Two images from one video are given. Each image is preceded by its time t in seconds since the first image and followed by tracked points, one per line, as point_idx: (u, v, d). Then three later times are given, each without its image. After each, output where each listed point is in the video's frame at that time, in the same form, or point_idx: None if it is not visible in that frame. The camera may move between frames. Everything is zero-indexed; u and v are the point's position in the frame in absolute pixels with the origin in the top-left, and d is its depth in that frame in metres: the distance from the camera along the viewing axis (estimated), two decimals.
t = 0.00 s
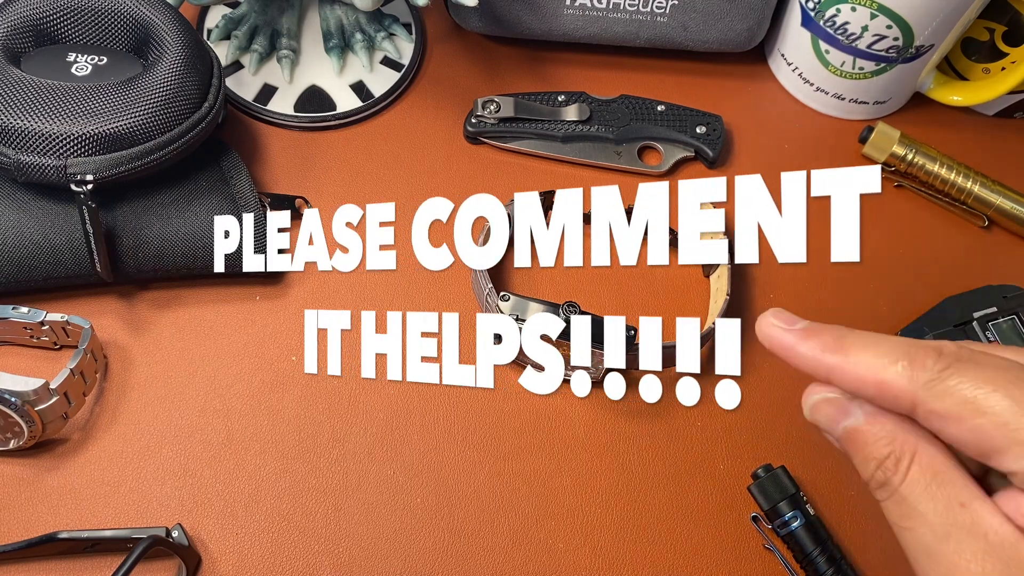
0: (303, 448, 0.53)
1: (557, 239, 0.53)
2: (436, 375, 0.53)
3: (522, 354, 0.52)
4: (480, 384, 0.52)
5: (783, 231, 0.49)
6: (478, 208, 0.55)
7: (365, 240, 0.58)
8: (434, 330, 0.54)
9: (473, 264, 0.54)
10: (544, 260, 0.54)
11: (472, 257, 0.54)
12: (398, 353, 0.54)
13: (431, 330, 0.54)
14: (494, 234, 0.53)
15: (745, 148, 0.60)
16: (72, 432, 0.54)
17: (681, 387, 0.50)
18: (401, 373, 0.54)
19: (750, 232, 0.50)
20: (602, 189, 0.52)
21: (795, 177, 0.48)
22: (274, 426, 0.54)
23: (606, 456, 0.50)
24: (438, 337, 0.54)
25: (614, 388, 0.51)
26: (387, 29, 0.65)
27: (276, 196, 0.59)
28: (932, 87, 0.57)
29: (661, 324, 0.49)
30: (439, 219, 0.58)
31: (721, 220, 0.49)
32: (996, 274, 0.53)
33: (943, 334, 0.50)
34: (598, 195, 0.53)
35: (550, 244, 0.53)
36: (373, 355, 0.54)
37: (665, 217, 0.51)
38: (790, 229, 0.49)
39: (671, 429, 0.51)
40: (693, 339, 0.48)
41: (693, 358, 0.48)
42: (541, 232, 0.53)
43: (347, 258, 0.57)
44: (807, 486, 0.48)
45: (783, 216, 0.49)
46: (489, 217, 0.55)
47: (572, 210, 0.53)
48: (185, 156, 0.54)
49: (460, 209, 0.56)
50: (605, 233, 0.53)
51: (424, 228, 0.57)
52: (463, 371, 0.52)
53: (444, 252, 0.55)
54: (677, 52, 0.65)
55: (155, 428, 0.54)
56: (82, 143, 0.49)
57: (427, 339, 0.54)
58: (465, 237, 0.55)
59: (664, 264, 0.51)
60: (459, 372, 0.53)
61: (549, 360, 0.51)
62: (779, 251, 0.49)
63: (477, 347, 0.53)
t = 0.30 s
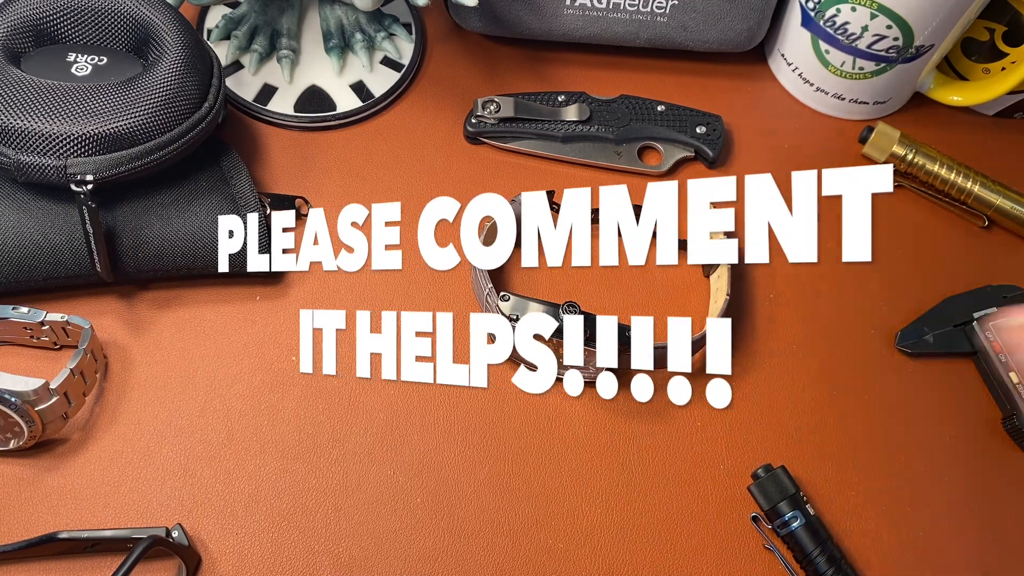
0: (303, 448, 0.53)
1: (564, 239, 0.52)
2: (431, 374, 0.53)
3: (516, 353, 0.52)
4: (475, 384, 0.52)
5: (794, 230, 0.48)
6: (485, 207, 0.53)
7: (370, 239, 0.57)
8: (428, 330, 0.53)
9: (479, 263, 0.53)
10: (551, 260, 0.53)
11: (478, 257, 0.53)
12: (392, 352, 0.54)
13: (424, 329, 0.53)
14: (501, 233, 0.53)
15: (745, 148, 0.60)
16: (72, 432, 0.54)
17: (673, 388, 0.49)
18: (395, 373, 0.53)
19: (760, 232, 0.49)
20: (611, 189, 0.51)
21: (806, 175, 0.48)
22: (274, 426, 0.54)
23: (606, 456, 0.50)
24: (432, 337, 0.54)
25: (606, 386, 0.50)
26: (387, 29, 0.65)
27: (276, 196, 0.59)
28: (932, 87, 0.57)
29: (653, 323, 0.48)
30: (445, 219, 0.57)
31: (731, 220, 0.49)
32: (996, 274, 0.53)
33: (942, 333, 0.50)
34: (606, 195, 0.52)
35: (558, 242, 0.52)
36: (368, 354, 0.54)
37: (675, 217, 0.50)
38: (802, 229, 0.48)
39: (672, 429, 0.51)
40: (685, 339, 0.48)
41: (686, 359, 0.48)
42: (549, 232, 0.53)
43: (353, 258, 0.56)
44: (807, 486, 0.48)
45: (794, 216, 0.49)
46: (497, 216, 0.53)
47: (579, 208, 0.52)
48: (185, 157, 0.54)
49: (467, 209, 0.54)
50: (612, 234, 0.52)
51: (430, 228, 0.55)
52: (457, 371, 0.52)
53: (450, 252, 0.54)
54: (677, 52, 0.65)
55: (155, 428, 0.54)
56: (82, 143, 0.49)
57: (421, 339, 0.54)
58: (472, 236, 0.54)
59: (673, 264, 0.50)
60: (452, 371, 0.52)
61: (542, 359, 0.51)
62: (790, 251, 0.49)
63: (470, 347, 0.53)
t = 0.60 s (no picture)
0: (303, 448, 0.53)
1: (572, 238, 0.52)
2: (425, 374, 0.53)
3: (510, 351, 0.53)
4: (469, 383, 0.52)
5: (805, 230, 0.47)
6: (491, 207, 0.54)
7: (376, 239, 0.57)
8: (423, 330, 0.54)
9: (485, 263, 0.53)
10: (558, 259, 0.53)
11: (484, 256, 0.53)
12: (387, 352, 0.54)
13: (419, 328, 0.54)
14: (509, 233, 0.53)
15: (745, 148, 0.60)
16: (72, 432, 0.54)
17: (664, 387, 0.50)
18: (390, 372, 0.54)
19: (771, 232, 0.48)
20: (619, 188, 0.51)
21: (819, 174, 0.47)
22: (274, 426, 0.54)
23: (606, 456, 0.50)
24: (426, 337, 0.54)
25: (598, 385, 0.50)
26: (387, 29, 0.65)
27: (276, 196, 0.59)
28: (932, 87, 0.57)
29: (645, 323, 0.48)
30: (451, 219, 0.57)
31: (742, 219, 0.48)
32: (997, 274, 0.53)
33: (942, 333, 0.50)
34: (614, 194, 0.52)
35: (566, 242, 0.52)
36: (362, 354, 0.54)
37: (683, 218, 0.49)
38: (813, 228, 0.47)
39: (671, 429, 0.51)
40: (675, 339, 0.48)
41: (676, 358, 0.48)
42: (557, 231, 0.52)
43: (358, 258, 0.56)
44: (807, 486, 0.48)
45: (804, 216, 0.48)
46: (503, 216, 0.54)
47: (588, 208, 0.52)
48: (185, 157, 0.54)
49: (474, 209, 0.55)
50: (620, 235, 0.51)
51: (437, 227, 0.56)
52: (451, 370, 0.53)
53: (457, 252, 0.55)
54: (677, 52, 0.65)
55: (155, 428, 0.54)
56: (82, 143, 0.49)
57: (416, 338, 0.54)
58: (480, 236, 0.54)
59: (682, 264, 0.49)
60: (446, 370, 0.53)
61: (536, 360, 0.51)
62: (801, 252, 0.48)
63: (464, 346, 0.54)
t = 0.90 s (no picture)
0: (303, 448, 0.53)
1: (581, 237, 0.51)
2: (419, 373, 0.53)
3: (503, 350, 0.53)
4: (462, 382, 0.52)
5: (815, 230, 0.46)
6: (498, 207, 0.53)
7: (382, 239, 0.57)
8: (416, 329, 0.54)
9: (492, 263, 0.53)
10: (567, 259, 0.52)
11: (491, 256, 0.53)
12: (381, 352, 0.54)
13: (412, 328, 0.54)
14: (517, 231, 0.53)
15: (745, 148, 0.60)
16: (72, 432, 0.54)
17: (655, 387, 0.50)
18: (384, 371, 0.54)
19: (780, 232, 0.47)
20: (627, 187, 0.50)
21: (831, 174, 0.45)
22: (274, 425, 0.54)
23: (606, 456, 0.50)
24: (420, 337, 0.54)
25: (590, 385, 0.50)
26: (387, 29, 0.65)
27: (276, 196, 0.59)
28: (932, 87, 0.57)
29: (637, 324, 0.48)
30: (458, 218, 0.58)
31: (751, 219, 0.47)
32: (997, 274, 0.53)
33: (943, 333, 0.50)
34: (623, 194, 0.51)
35: (575, 241, 0.51)
36: (357, 353, 0.54)
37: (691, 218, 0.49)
38: (824, 228, 0.46)
39: (672, 430, 0.51)
40: (667, 339, 0.48)
41: (667, 358, 0.48)
42: (564, 231, 0.52)
43: (364, 258, 0.56)
44: (807, 486, 0.48)
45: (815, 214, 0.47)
46: (510, 216, 0.53)
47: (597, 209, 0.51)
48: (185, 157, 0.54)
49: (480, 209, 0.54)
50: (630, 235, 0.51)
51: (443, 227, 0.56)
52: (445, 369, 0.53)
53: (463, 252, 0.54)
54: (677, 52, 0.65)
55: (155, 428, 0.54)
56: (82, 143, 0.49)
57: (410, 338, 0.54)
58: (486, 234, 0.54)
59: (691, 264, 0.49)
60: (439, 369, 0.53)
61: (528, 359, 0.51)
62: (812, 252, 0.47)
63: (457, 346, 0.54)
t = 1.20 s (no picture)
0: (303, 448, 0.53)
1: (588, 237, 0.50)
2: (414, 373, 0.53)
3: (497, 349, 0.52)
4: (455, 381, 0.52)
5: (826, 230, 0.44)
6: (505, 207, 0.52)
7: (388, 239, 0.56)
8: (411, 329, 0.54)
9: (499, 263, 0.53)
10: (574, 259, 0.51)
11: (500, 257, 0.52)
12: (376, 351, 0.54)
13: (406, 327, 0.53)
14: (524, 232, 0.52)
15: (745, 148, 0.60)
16: (72, 432, 0.54)
17: (647, 386, 0.50)
18: (380, 370, 0.54)
19: (790, 233, 0.45)
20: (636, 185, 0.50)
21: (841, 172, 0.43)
22: (274, 425, 0.54)
23: (606, 456, 0.50)
24: (415, 336, 0.54)
25: (583, 384, 0.50)
26: (387, 29, 0.65)
27: (276, 197, 0.58)
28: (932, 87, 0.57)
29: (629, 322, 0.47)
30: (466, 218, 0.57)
31: (760, 219, 0.46)
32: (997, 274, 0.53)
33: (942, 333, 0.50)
34: (632, 193, 0.50)
35: (582, 241, 0.51)
36: (352, 353, 0.54)
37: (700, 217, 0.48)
38: (834, 227, 0.44)
39: (672, 430, 0.51)
40: (657, 339, 0.47)
41: (658, 357, 0.47)
42: (572, 230, 0.51)
43: (369, 258, 0.55)
44: (807, 486, 0.48)
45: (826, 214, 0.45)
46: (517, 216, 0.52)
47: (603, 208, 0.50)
48: (185, 157, 0.54)
49: (486, 211, 0.53)
50: (637, 235, 0.50)
51: (449, 227, 0.55)
52: (438, 369, 0.52)
53: (470, 252, 0.53)
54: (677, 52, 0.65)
55: (155, 428, 0.54)
56: (82, 143, 0.49)
57: (404, 338, 0.54)
58: (493, 234, 0.53)
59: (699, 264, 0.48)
60: (433, 368, 0.52)
61: (522, 358, 0.51)
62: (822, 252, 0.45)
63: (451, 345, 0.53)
